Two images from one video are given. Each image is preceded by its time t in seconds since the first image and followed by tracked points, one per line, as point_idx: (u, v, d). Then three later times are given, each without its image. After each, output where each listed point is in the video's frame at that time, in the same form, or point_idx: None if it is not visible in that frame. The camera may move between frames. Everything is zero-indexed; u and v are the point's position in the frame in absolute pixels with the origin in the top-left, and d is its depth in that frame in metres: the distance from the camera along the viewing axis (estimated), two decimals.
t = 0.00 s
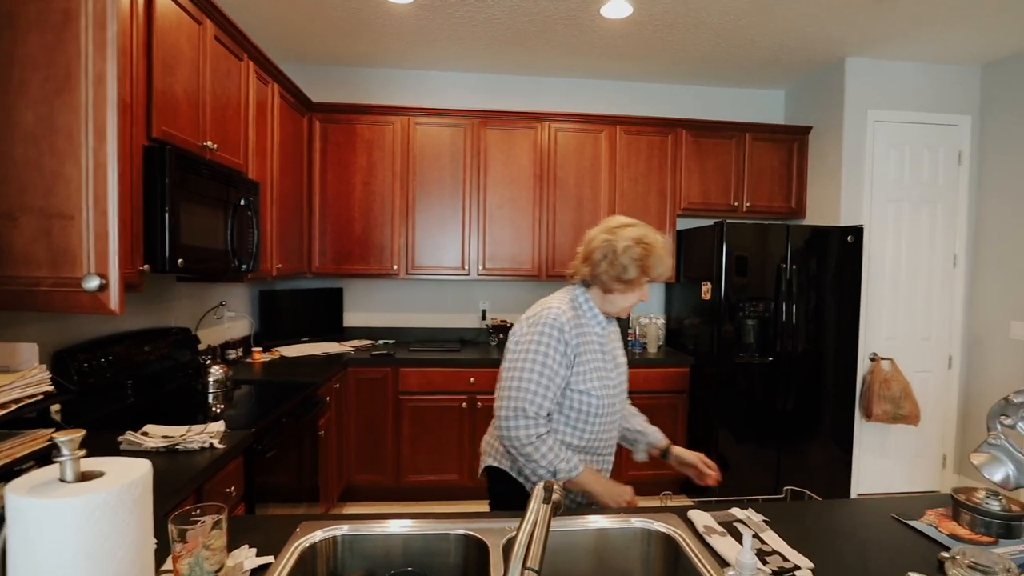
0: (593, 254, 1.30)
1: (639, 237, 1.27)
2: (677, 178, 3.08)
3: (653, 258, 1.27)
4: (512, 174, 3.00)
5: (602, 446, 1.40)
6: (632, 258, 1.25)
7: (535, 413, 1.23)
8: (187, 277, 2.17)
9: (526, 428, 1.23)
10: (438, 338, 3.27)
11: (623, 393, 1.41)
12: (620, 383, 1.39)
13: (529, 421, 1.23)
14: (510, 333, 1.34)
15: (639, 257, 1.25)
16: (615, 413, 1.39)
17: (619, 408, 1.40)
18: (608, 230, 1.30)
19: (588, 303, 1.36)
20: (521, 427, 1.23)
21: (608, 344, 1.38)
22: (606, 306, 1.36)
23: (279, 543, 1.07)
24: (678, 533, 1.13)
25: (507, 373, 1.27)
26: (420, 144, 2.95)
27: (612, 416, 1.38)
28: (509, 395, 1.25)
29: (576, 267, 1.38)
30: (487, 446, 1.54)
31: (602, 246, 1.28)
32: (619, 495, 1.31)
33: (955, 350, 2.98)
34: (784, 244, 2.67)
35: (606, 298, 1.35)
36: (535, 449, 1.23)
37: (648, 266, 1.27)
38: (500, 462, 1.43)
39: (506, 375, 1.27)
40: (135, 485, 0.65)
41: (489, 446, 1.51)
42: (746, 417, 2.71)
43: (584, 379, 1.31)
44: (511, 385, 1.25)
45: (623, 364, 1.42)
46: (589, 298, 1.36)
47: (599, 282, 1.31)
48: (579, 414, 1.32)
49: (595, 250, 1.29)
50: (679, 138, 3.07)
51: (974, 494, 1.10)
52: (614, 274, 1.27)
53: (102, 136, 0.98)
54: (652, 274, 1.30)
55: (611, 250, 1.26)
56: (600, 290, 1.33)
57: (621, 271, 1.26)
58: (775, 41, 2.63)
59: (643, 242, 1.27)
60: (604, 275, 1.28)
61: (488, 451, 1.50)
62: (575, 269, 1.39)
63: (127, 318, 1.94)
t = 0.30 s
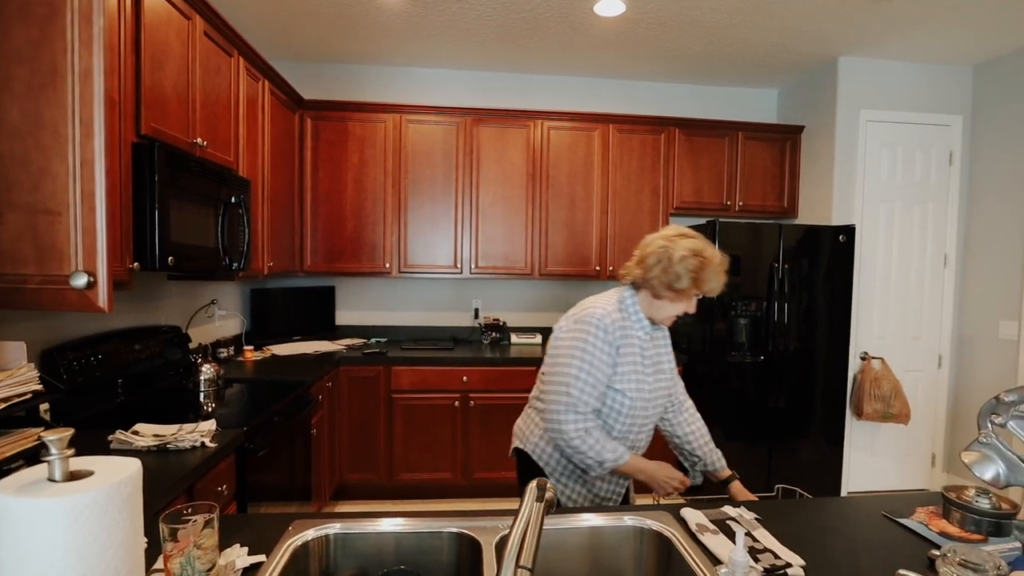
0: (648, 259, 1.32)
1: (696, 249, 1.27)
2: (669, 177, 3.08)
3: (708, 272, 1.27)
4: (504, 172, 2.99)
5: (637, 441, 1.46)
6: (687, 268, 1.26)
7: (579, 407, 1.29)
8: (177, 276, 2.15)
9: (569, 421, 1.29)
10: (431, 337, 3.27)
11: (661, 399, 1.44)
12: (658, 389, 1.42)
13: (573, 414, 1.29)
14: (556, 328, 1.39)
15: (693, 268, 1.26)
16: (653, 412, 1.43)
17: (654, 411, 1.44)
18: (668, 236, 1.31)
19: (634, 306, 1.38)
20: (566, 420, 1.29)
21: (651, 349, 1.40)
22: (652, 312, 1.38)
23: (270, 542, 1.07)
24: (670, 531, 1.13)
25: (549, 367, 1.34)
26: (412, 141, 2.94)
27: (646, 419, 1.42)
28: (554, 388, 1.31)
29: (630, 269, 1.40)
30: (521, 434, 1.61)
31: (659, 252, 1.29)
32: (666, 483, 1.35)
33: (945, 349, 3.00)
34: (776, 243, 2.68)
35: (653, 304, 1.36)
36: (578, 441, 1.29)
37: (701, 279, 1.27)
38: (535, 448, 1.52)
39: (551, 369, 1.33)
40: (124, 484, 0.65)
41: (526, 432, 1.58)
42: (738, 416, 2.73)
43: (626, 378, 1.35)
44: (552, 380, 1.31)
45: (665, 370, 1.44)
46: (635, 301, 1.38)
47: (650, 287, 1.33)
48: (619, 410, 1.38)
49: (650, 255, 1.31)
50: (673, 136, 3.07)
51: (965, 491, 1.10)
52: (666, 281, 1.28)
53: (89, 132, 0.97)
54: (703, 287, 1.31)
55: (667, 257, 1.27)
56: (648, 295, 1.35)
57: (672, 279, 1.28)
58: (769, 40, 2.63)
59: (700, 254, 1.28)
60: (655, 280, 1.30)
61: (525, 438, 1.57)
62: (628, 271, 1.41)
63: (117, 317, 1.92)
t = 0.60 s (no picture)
0: (677, 260, 1.33)
1: (727, 254, 1.27)
2: (668, 175, 3.08)
3: (736, 277, 1.27)
4: (502, 169, 2.99)
5: (655, 439, 1.48)
6: (716, 271, 1.26)
7: (608, 404, 1.30)
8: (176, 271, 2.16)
9: (599, 418, 1.30)
10: (429, 334, 3.27)
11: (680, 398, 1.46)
12: (678, 388, 1.45)
13: (603, 411, 1.30)
14: (583, 325, 1.40)
15: (722, 272, 1.26)
16: (672, 410, 1.46)
17: (672, 409, 1.46)
18: (699, 239, 1.32)
19: (660, 306, 1.40)
20: (596, 418, 1.30)
21: (673, 349, 1.43)
22: (678, 312, 1.39)
23: (267, 538, 1.08)
24: (667, 528, 1.14)
25: (576, 365, 1.34)
26: (410, 139, 2.94)
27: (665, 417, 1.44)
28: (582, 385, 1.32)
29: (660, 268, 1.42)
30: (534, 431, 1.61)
31: (688, 253, 1.30)
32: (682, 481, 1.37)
33: (943, 348, 3.00)
34: (774, 241, 2.67)
35: (679, 305, 1.37)
36: (607, 439, 1.30)
37: (728, 283, 1.27)
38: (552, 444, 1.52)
39: (579, 365, 1.34)
40: (126, 477, 0.66)
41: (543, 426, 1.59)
42: (736, 414, 2.73)
43: (651, 376, 1.37)
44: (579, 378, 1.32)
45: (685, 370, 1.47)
46: (662, 300, 1.40)
47: (676, 287, 1.34)
48: (641, 409, 1.39)
49: (680, 257, 1.32)
50: (671, 134, 3.06)
51: (964, 491, 1.11)
52: (693, 282, 1.29)
53: (88, 128, 0.98)
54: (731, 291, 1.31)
55: (696, 259, 1.28)
56: (675, 296, 1.36)
57: (700, 281, 1.28)
58: (770, 36, 2.62)
59: (730, 259, 1.28)
60: (682, 280, 1.31)
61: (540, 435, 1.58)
62: (657, 270, 1.42)
63: (115, 313, 1.93)
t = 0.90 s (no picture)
0: (682, 262, 1.36)
1: (730, 255, 1.31)
2: (662, 178, 3.10)
3: (740, 277, 1.31)
4: (498, 170, 3.00)
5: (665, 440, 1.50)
6: (721, 271, 1.29)
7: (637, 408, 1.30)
8: (166, 269, 2.13)
9: (627, 426, 1.29)
10: (423, 336, 3.25)
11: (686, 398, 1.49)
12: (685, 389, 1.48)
13: (632, 417, 1.29)
14: (598, 331, 1.38)
15: (726, 272, 1.30)
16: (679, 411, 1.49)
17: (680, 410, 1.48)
18: (703, 242, 1.36)
19: (669, 308, 1.41)
20: (625, 426, 1.29)
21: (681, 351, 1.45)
22: (684, 314, 1.41)
23: (259, 543, 1.05)
24: (664, 530, 1.13)
25: (598, 373, 1.33)
26: (406, 140, 2.94)
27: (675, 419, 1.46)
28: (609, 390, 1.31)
29: (664, 270, 1.45)
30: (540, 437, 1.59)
31: (693, 254, 1.34)
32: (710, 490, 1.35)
33: (933, 350, 3.03)
34: (768, 242, 2.69)
35: (684, 306, 1.39)
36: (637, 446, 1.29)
37: (732, 283, 1.31)
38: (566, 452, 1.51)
39: (604, 371, 1.32)
40: (112, 481, 0.64)
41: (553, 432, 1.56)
42: (730, 416, 2.73)
43: (667, 380, 1.38)
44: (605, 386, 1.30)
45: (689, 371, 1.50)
46: (669, 302, 1.41)
47: (682, 288, 1.37)
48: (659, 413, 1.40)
49: (685, 259, 1.35)
50: (666, 137, 3.09)
51: (958, 491, 1.13)
52: (698, 283, 1.32)
53: (82, 123, 0.96)
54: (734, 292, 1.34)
55: (701, 261, 1.31)
56: (681, 297, 1.38)
57: (706, 282, 1.31)
58: (761, 43, 2.66)
59: (732, 260, 1.31)
60: (688, 281, 1.34)
61: (548, 442, 1.55)
62: (662, 272, 1.45)
63: (104, 312, 1.90)
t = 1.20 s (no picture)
0: (694, 280, 1.38)
1: (742, 275, 1.34)
2: (661, 180, 3.10)
3: (751, 296, 1.35)
4: (496, 166, 2.97)
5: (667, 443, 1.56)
6: (734, 292, 1.33)
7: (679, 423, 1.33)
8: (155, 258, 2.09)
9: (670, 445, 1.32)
10: (416, 330, 3.24)
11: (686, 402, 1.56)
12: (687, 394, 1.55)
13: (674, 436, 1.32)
14: (633, 347, 1.36)
15: (738, 292, 1.34)
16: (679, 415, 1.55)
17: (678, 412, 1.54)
18: (715, 259, 1.38)
19: (681, 317, 1.46)
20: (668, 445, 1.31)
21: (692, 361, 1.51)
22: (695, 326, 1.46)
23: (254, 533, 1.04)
24: (652, 529, 1.14)
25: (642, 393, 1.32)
26: (404, 132, 2.91)
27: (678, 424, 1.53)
28: (660, 408, 1.31)
29: (674, 283, 1.47)
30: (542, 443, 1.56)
31: (706, 273, 1.36)
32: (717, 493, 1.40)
33: (920, 359, 3.08)
34: (763, 248, 2.71)
35: (696, 321, 1.44)
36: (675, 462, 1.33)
37: (744, 301, 1.35)
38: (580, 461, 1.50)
39: (651, 388, 1.32)
40: (93, 471, 0.62)
41: (560, 436, 1.53)
42: (720, 419, 2.76)
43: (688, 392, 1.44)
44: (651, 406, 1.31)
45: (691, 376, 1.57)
46: (681, 316, 1.46)
47: (694, 305, 1.40)
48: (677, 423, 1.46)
49: (697, 278, 1.37)
50: (665, 139, 3.09)
51: (941, 497, 1.15)
52: (711, 303, 1.36)
53: (68, 100, 0.93)
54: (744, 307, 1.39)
55: (714, 281, 1.34)
56: (693, 313, 1.42)
57: (719, 302, 1.35)
58: (761, 47, 2.66)
59: (745, 278, 1.35)
60: (701, 300, 1.37)
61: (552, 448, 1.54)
62: (672, 285, 1.47)
63: (91, 300, 1.86)
